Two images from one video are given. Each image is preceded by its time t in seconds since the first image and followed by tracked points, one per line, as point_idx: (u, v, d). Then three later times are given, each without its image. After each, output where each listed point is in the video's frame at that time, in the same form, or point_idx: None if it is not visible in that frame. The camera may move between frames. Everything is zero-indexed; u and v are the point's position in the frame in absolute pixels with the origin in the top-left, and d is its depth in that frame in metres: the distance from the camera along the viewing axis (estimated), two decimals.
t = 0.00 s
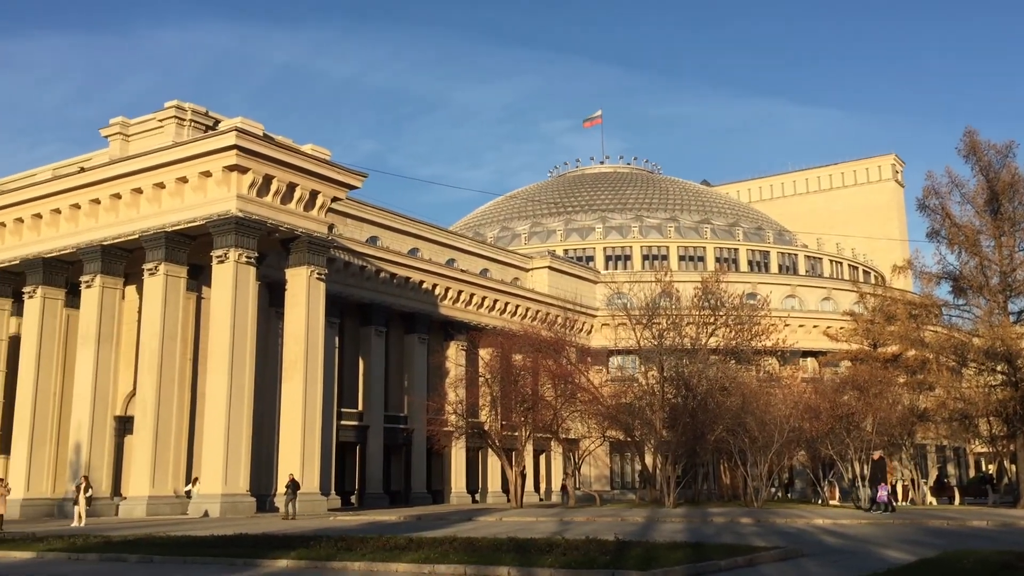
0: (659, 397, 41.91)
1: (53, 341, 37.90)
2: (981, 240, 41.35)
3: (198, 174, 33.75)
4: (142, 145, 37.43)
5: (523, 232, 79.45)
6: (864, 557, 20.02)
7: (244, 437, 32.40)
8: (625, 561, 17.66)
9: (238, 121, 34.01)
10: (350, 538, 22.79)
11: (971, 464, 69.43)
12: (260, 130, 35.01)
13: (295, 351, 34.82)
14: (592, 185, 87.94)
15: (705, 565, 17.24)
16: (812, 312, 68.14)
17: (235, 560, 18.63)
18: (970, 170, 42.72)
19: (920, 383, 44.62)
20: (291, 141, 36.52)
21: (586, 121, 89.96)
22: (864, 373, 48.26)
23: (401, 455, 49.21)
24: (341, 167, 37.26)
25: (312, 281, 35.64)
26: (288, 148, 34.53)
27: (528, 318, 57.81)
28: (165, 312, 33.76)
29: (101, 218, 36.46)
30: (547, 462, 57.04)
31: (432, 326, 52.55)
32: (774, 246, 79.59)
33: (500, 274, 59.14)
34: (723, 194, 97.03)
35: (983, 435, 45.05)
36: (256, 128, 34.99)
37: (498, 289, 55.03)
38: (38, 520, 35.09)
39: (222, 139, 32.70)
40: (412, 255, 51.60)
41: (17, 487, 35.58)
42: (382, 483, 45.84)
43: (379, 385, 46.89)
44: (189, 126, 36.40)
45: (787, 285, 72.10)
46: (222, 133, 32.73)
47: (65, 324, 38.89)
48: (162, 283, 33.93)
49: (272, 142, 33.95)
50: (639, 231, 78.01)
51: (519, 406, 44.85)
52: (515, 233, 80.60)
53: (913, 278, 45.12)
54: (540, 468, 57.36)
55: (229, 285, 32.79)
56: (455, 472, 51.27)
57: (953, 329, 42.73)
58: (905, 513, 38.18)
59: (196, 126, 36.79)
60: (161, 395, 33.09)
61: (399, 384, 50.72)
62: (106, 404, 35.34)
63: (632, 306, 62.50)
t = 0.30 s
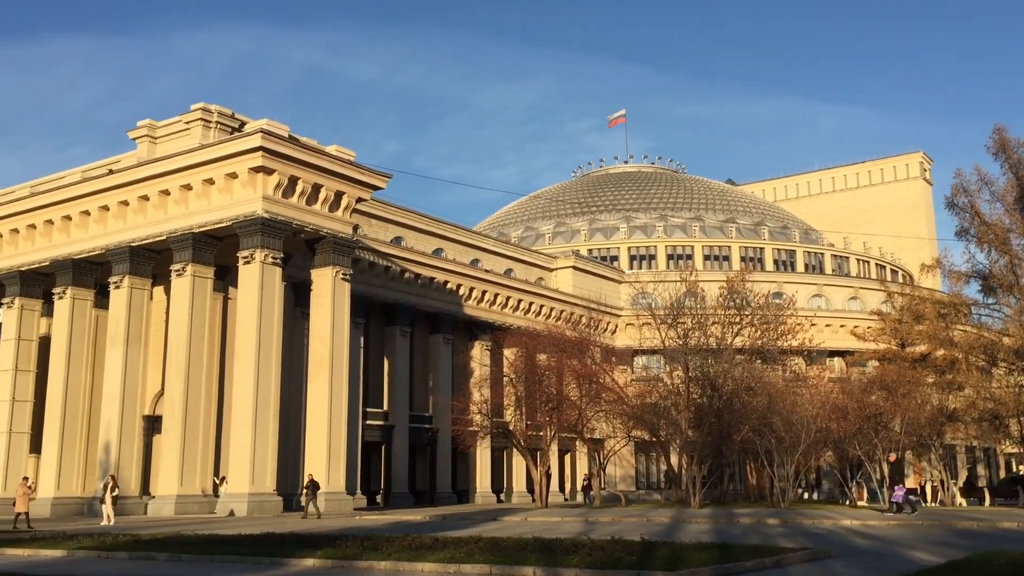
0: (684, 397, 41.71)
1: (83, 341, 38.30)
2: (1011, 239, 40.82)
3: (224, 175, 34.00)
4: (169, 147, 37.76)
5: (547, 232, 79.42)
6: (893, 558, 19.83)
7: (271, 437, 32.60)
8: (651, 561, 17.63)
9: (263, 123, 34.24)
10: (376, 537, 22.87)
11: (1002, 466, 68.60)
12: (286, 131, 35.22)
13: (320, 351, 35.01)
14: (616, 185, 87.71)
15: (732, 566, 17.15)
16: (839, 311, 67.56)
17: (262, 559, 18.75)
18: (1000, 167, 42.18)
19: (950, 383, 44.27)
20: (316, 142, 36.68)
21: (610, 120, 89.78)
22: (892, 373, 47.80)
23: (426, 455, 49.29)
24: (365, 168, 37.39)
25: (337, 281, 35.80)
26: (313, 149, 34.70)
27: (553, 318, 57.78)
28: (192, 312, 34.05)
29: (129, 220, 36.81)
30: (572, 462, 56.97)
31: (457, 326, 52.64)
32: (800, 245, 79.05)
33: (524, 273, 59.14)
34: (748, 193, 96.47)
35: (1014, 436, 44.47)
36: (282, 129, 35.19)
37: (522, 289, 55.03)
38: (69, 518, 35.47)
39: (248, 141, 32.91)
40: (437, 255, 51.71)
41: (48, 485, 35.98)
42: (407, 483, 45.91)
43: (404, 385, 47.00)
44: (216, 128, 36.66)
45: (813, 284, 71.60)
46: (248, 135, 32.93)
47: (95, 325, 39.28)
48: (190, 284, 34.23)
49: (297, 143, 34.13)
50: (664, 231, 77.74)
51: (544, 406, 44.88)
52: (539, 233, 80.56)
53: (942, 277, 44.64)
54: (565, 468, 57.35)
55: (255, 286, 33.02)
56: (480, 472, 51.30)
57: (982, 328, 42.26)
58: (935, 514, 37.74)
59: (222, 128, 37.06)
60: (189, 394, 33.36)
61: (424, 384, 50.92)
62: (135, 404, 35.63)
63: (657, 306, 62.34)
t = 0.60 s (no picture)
0: (708, 397, 41.52)
1: (110, 343, 38.70)
2: None
3: (248, 177, 34.23)
4: (193, 150, 38.07)
5: (569, 231, 79.40)
6: (921, 559, 19.67)
7: (295, 437, 32.80)
8: (676, 561, 17.59)
9: (286, 125, 34.49)
10: (401, 536, 22.96)
11: None
12: (308, 133, 35.42)
13: (344, 352, 35.17)
14: (638, 184, 87.50)
15: (757, 566, 17.09)
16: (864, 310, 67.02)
17: (288, 558, 18.88)
18: None
19: (977, 382, 43.74)
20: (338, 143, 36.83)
21: (632, 118, 89.61)
22: (919, 371, 47.36)
23: (450, 455, 49.40)
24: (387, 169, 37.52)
25: (360, 282, 35.96)
26: (336, 150, 34.87)
27: (575, 318, 57.75)
28: (217, 314, 34.31)
29: (155, 223, 37.16)
30: (595, 462, 56.94)
31: (480, 326, 52.73)
32: (824, 243, 78.47)
33: (546, 273, 59.13)
34: (772, 191, 95.93)
35: None
36: (304, 131, 35.39)
37: (545, 289, 55.01)
38: (97, 518, 35.84)
39: (271, 143, 33.09)
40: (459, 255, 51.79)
41: (76, 486, 36.39)
42: (431, 483, 46.03)
43: (428, 386, 47.13)
44: (239, 131, 36.93)
45: (838, 283, 71.13)
46: (271, 137, 33.11)
47: (121, 327, 39.69)
48: (215, 286, 34.51)
49: (320, 145, 34.32)
50: (687, 229, 77.46)
51: (567, 406, 44.81)
52: (561, 232, 80.53)
53: (969, 275, 44.19)
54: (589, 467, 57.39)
55: (279, 288, 33.23)
56: (504, 472, 51.37)
57: (1010, 326, 41.79)
58: (963, 514, 37.35)
59: (245, 131, 37.32)
60: (214, 396, 33.62)
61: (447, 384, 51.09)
62: (161, 405, 35.93)
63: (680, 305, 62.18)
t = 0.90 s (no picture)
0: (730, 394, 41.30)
1: (134, 344, 39.03)
2: None
3: (268, 178, 34.39)
4: (214, 152, 38.31)
5: (589, 230, 79.38)
6: (947, 556, 19.51)
7: (318, 435, 32.92)
8: (699, 559, 17.50)
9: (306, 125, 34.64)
10: (423, 535, 23.03)
11: None
12: (328, 134, 35.54)
13: (365, 352, 35.28)
14: (658, 181, 87.24)
15: (781, 564, 17.01)
16: (887, 306, 66.54)
17: (312, 557, 18.96)
18: None
19: (1003, 378, 44.37)
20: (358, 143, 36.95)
21: (651, 116, 89.39)
22: (943, 368, 47.04)
23: (472, 453, 49.48)
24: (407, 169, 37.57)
25: (380, 281, 36.07)
26: (356, 150, 34.97)
27: (596, 316, 57.70)
28: (239, 314, 34.53)
29: (177, 224, 37.42)
30: (617, 460, 56.84)
31: (500, 324, 52.79)
32: (846, 239, 78.10)
33: (567, 272, 59.10)
34: (792, 187, 95.39)
35: None
36: (324, 132, 35.53)
37: (565, 287, 54.96)
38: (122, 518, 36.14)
39: (290, 143, 33.23)
40: (479, 254, 51.85)
41: (102, 486, 36.73)
42: (453, 481, 46.05)
43: (449, 384, 47.20)
44: (259, 132, 37.12)
45: (860, 279, 70.64)
46: (290, 137, 33.24)
47: (145, 327, 40.01)
48: (237, 286, 34.72)
49: (340, 145, 34.44)
50: (707, 226, 77.17)
51: (588, 403, 44.93)
52: (581, 230, 80.47)
53: (993, 270, 43.76)
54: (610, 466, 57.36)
55: (300, 288, 33.40)
56: (526, 470, 51.41)
57: None
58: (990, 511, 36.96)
59: (265, 132, 37.51)
60: (237, 396, 33.83)
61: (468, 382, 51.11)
62: (185, 405, 36.18)
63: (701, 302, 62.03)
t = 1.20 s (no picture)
0: (748, 391, 41.08)
1: (153, 344, 39.30)
2: None
3: (285, 178, 34.53)
4: (231, 152, 38.50)
5: (605, 227, 79.33)
6: (968, 553, 19.38)
7: (336, 433, 33.06)
8: (719, 557, 17.43)
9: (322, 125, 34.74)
10: (441, 532, 23.08)
11: None
12: (345, 134, 35.64)
13: (383, 351, 35.37)
14: (675, 178, 86.99)
15: (801, 562, 16.94)
16: (906, 302, 66.12)
17: (331, 555, 19.04)
18: None
19: None
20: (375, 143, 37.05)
21: (667, 113, 89.10)
22: (964, 364, 46.70)
23: (489, 452, 49.53)
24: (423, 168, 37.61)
25: (397, 280, 36.16)
26: (373, 150, 35.05)
27: (613, 313, 57.62)
28: (257, 314, 34.70)
29: (195, 225, 37.63)
30: (635, 458, 56.78)
31: (517, 322, 52.80)
32: (864, 235, 77.69)
33: (583, 270, 59.03)
34: (810, 183, 94.92)
35: None
36: (340, 131, 35.63)
37: (582, 286, 54.89)
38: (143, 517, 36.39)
39: (307, 143, 33.34)
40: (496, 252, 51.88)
41: (123, 485, 37.02)
42: (471, 480, 46.10)
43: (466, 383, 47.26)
44: (276, 132, 37.27)
45: (879, 274, 70.19)
46: (307, 138, 33.36)
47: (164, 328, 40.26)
48: (255, 286, 34.90)
49: (356, 144, 34.52)
50: (724, 223, 76.95)
51: (606, 401, 44.83)
52: (597, 228, 80.41)
53: (1014, 265, 43.41)
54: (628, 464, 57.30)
55: (317, 287, 33.53)
56: (543, 468, 51.41)
57: None
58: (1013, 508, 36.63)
59: (282, 132, 37.66)
60: (256, 396, 33.99)
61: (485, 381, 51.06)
62: (204, 405, 36.38)
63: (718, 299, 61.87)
